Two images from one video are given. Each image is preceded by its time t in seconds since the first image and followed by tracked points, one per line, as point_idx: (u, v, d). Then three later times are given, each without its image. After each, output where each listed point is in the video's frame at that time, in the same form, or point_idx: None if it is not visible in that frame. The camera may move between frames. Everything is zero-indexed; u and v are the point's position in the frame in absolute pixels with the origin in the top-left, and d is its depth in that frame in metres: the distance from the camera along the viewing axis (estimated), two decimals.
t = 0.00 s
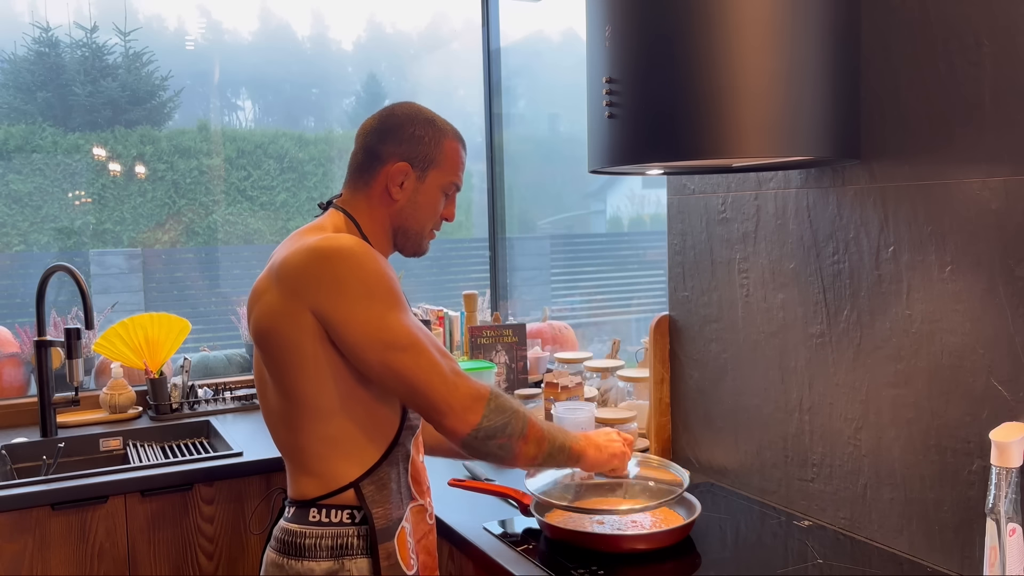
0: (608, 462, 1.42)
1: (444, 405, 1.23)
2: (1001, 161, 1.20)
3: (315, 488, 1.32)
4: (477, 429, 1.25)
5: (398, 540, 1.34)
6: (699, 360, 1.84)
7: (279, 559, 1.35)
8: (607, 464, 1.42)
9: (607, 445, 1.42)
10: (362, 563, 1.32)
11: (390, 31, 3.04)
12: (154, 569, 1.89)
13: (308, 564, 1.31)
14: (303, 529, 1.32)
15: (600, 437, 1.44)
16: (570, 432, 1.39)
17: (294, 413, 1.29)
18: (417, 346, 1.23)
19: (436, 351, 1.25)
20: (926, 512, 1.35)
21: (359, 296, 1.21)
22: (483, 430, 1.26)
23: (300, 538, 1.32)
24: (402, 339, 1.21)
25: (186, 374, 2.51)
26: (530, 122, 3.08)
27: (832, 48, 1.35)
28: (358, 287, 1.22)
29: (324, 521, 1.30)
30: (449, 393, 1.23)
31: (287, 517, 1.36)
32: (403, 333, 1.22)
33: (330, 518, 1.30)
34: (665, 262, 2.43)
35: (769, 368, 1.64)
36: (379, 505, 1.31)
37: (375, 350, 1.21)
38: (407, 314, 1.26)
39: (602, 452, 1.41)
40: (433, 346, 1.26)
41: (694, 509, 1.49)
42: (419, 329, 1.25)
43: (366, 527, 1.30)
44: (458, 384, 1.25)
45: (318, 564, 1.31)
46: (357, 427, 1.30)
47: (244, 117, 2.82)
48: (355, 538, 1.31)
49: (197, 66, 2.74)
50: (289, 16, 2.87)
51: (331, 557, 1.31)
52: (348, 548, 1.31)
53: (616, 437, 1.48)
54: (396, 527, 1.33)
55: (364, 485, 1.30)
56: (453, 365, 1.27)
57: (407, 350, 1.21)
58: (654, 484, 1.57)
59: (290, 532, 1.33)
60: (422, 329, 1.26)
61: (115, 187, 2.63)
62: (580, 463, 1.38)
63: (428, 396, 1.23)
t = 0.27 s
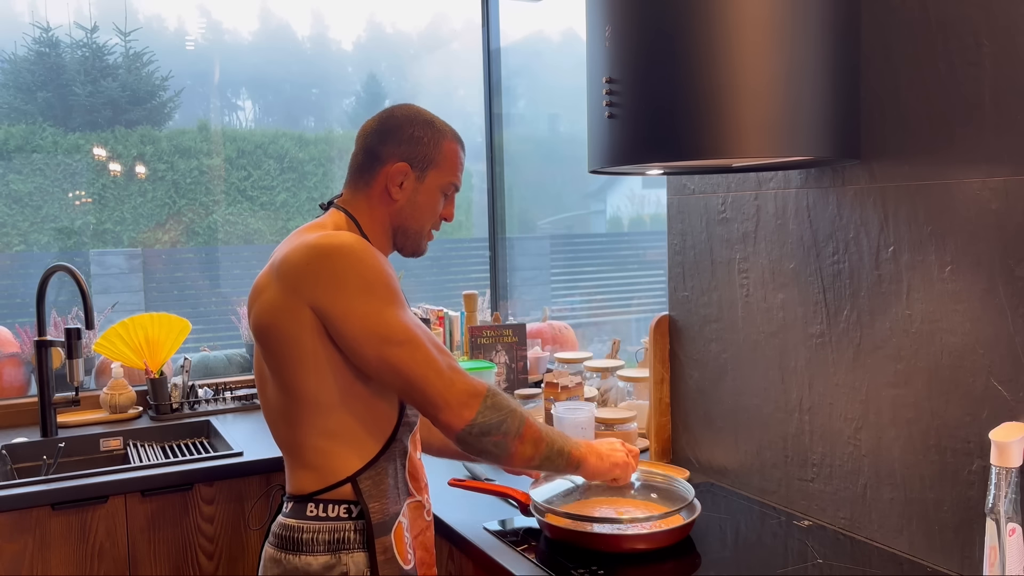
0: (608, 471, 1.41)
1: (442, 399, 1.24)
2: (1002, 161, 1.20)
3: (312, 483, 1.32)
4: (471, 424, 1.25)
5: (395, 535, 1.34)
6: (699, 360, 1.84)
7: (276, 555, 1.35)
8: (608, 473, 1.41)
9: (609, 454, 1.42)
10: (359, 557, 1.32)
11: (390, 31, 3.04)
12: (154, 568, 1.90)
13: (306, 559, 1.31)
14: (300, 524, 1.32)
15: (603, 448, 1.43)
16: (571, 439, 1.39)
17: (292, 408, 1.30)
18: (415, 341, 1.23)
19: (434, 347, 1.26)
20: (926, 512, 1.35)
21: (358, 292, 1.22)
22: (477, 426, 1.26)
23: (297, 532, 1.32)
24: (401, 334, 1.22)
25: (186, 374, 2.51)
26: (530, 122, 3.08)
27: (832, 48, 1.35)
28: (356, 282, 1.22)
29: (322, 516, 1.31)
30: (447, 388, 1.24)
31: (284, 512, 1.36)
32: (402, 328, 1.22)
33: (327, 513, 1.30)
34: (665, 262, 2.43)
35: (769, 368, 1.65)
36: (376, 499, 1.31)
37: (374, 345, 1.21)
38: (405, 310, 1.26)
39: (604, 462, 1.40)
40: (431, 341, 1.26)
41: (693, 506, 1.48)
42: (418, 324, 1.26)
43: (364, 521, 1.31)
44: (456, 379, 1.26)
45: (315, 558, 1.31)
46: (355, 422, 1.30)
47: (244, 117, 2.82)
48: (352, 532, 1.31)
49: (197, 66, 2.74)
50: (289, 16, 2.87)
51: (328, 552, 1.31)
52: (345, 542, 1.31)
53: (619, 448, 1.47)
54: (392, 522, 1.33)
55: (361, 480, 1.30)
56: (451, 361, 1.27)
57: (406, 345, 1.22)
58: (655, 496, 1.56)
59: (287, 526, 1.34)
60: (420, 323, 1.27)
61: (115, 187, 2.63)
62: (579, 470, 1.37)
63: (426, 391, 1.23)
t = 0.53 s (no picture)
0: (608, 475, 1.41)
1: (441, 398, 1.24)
2: (1002, 162, 1.20)
3: (312, 481, 1.32)
4: (469, 422, 1.25)
5: (393, 532, 1.34)
6: (699, 360, 1.84)
7: (275, 553, 1.35)
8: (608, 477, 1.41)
9: (610, 459, 1.42)
10: (356, 554, 1.32)
11: (390, 31, 3.04)
12: (154, 568, 1.90)
13: (303, 556, 1.31)
14: (299, 521, 1.32)
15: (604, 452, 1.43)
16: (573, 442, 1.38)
17: (293, 406, 1.30)
18: (414, 339, 1.23)
19: (433, 345, 1.26)
20: (926, 512, 1.35)
21: (358, 290, 1.22)
22: (475, 425, 1.26)
23: (295, 530, 1.32)
24: (400, 333, 1.22)
25: (186, 374, 2.51)
26: (530, 122, 3.08)
27: (832, 48, 1.35)
28: (356, 281, 1.22)
29: (320, 513, 1.31)
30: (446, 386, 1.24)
31: (284, 510, 1.37)
32: (401, 326, 1.22)
33: (325, 510, 1.31)
34: (664, 262, 2.43)
35: (769, 368, 1.65)
36: (373, 497, 1.31)
37: (373, 343, 1.21)
38: (404, 308, 1.26)
39: (603, 466, 1.41)
40: (430, 340, 1.26)
41: (693, 505, 1.48)
42: (416, 323, 1.26)
43: (361, 519, 1.31)
44: (456, 377, 1.26)
45: (312, 556, 1.31)
46: (355, 420, 1.30)
47: (244, 117, 2.82)
48: (350, 530, 1.31)
49: (197, 66, 2.74)
50: (289, 16, 2.87)
51: (326, 549, 1.31)
52: (342, 540, 1.31)
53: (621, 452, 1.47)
54: (390, 519, 1.33)
55: (359, 477, 1.30)
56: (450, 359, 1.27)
57: (405, 344, 1.22)
58: (657, 500, 1.55)
59: (286, 524, 1.34)
60: (419, 322, 1.27)
61: (115, 187, 2.63)
62: (579, 472, 1.37)
63: (425, 389, 1.23)
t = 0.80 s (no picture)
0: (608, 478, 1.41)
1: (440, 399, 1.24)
2: (1002, 162, 1.20)
3: (311, 480, 1.32)
4: (467, 424, 1.25)
5: (392, 532, 1.34)
6: (699, 360, 1.84)
7: (274, 552, 1.35)
8: (607, 481, 1.41)
9: (610, 462, 1.42)
10: (355, 553, 1.31)
11: (390, 31, 3.04)
12: (154, 568, 1.90)
13: (303, 555, 1.31)
14: (298, 520, 1.32)
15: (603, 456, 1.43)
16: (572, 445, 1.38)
17: (293, 405, 1.30)
18: (414, 340, 1.23)
19: (433, 346, 1.26)
20: (926, 512, 1.35)
21: (357, 291, 1.22)
22: (474, 426, 1.26)
23: (295, 528, 1.32)
24: (400, 334, 1.22)
25: (186, 374, 2.51)
26: (530, 122, 3.08)
27: (832, 48, 1.35)
28: (355, 282, 1.22)
29: (319, 511, 1.31)
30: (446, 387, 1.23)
31: (283, 509, 1.37)
32: (401, 327, 1.22)
33: (325, 509, 1.31)
34: (664, 262, 2.44)
35: (769, 368, 1.65)
36: (372, 497, 1.31)
37: (373, 344, 1.21)
38: (404, 309, 1.26)
39: (603, 469, 1.40)
40: (429, 341, 1.26)
41: (693, 506, 1.48)
42: (416, 324, 1.25)
43: (361, 518, 1.30)
44: (456, 378, 1.26)
45: (311, 554, 1.31)
46: (355, 421, 1.30)
47: (244, 117, 2.82)
48: (350, 529, 1.31)
49: (197, 66, 2.74)
50: (289, 16, 2.87)
51: (325, 548, 1.31)
52: (341, 539, 1.31)
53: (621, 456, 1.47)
54: (389, 518, 1.33)
55: (359, 477, 1.30)
56: (450, 360, 1.27)
57: (405, 345, 1.22)
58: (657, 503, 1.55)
59: (285, 523, 1.34)
60: (419, 324, 1.27)
61: (115, 187, 2.63)
62: (578, 476, 1.37)
63: (424, 390, 1.23)
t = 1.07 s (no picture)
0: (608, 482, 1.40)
1: (441, 399, 1.23)
2: (1002, 162, 1.20)
3: (311, 479, 1.32)
4: (468, 424, 1.25)
5: (392, 531, 1.34)
6: (699, 360, 1.84)
7: (275, 550, 1.35)
8: (607, 484, 1.41)
9: (610, 466, 1.41)
10: (355, 552, 1.31)
11: (390, 31, 3.04)
12: (154, 568, 1.90)
13: (303, 553, 1.31)
14: (299, 519, 1.32)
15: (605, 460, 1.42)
16: (573, 448, 1.38)
17: (294, 404, 1.30)
18: (415, 341, 1.23)
19: (435, 346, 1.26)
20: (926, 512, 1.35)
21: (359, 290, 1.22)
22: (474, 427, 1.25)
23: (295, 527, 1.32)
24: (401, 334, 1.22)
25: (186, 374, 2.51)
26: (530, 122, 3.08)
27: (832, 49, 1.35)
28: (356, 282, 1.22)
29: (319, 510, 1.31)
30: (447, 387, 1.23)
31: (284, 508, 1.37)
32: (402, 328, 1.22)
33: (325, 508, 1.31)
34: (664, 262, 2.43)
35: (769, 368, 1.64)
36: (372, 495, 1.31)
37: (374, 344, 1.21)
38: (405, 309, 1.26)
39: (603, 473, 1.39)
40: (430, 341, 1.26)
41: (694, 508, 1.48)
42: (418, 324, 1.25)
43: (361, 517, 1.30)
44: (456, 379, 1.26)
45: (312, 553, 1.31)
46: (356, 420, 1.30)
47: (244, 117, 2.82)
48: (350, 527, 1.31)
49: (197, 66, 2.74)
50: (289, 16, 2.87)
51: (325, 546, 1.31)
52: (341, 537, 1.31)
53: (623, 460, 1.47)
54: (389, 518, 1.33)
55: (360, 475, 1.30)
56: (450, 360, 1.27)
57: (406, 344, 1.22)
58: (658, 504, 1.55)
59: (286, 521, 1.34)
60: (421, 323, 1.27)
61: (115, 187, 2.63)
62: (578, 478, 1.36)
63: (425, 390, 1.23)
